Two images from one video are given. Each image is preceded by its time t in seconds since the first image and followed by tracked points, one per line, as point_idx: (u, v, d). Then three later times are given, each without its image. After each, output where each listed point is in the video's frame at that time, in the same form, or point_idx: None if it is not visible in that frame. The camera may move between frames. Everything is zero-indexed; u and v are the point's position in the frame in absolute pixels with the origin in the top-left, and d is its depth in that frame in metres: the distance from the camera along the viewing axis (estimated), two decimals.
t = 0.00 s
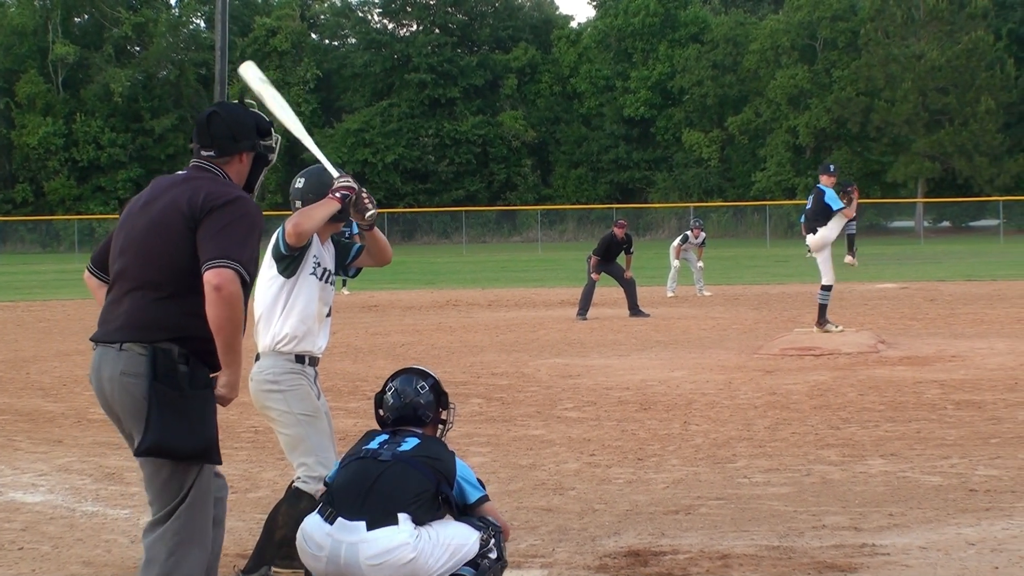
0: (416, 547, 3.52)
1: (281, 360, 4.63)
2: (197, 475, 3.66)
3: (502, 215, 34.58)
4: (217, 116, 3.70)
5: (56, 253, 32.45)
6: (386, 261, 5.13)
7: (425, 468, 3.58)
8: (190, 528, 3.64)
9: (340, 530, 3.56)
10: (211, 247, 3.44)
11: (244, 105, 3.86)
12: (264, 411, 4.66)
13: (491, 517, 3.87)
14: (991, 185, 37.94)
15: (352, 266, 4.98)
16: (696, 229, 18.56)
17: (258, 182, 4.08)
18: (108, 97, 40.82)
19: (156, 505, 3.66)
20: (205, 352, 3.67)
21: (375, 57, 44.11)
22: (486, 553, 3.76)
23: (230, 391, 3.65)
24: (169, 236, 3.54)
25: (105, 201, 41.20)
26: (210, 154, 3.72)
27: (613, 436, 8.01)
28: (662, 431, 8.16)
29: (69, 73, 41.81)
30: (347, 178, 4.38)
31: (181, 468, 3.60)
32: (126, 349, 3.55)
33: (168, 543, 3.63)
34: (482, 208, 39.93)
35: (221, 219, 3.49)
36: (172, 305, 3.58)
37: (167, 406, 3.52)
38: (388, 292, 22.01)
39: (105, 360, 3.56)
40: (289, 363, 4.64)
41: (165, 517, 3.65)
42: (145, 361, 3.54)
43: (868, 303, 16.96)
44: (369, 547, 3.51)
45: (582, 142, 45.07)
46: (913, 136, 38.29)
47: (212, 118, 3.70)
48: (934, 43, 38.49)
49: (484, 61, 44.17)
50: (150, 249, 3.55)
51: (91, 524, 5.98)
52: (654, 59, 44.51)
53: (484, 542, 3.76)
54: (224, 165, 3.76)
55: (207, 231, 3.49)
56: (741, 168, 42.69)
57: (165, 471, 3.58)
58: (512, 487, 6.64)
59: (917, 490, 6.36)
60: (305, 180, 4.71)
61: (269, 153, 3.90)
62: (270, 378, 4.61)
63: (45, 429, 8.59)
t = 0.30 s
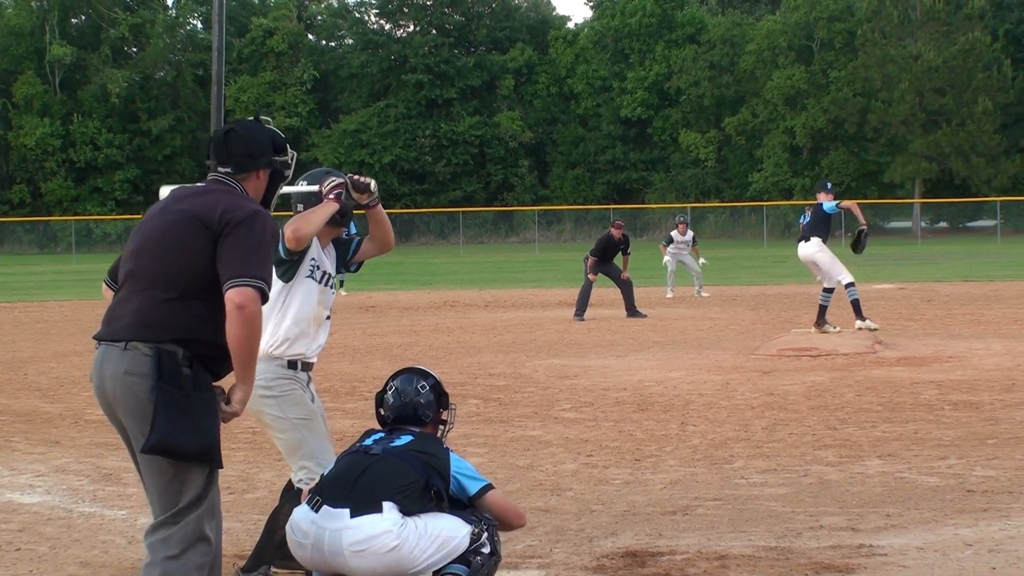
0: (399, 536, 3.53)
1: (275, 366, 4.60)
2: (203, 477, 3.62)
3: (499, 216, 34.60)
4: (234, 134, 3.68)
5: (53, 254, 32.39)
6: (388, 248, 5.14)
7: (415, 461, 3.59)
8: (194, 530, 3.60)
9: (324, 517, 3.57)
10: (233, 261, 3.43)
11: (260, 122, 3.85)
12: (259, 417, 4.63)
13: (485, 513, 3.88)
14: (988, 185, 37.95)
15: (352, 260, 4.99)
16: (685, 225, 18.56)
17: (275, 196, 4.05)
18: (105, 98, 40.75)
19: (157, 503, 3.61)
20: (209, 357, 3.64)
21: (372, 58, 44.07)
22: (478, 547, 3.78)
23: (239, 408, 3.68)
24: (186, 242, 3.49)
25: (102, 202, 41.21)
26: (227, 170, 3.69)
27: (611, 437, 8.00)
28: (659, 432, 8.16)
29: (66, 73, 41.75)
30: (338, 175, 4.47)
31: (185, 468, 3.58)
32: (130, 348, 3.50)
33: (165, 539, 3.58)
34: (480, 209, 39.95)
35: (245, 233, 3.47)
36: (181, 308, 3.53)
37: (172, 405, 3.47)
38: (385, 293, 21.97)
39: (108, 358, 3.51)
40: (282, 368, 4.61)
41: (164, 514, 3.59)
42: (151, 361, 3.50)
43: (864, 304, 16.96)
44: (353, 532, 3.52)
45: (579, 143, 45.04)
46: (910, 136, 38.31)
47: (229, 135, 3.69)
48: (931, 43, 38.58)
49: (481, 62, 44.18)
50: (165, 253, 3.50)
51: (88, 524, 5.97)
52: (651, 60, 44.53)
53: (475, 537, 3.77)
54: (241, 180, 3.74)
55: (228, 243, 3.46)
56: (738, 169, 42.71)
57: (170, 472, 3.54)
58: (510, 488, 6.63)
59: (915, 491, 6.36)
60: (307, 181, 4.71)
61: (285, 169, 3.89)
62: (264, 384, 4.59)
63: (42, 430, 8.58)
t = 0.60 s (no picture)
0: (380, 527, 3.64)
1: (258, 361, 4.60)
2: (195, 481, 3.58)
3: (500, 217, 34.62)
4: (261, 167, 3.68)
5: (55, 254, 32.44)
6: (386, 257, 5.13)
7: (402, 456, 3.71)
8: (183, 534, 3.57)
9: (308, 512, 3.72)
10: (267, 309, 3.47)
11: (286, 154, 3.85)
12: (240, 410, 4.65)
13: (485, 508, 3.96)
14: (990, 187, 37.90)
15: (350, 263, 5.02)
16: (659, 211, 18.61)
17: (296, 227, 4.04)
18: (107, 99, 40.75)
19: (144, 491, 3.57)
20: (210, 366, 3.54)
21: (373, 59, 44.03)
22: (475, 545, 3.87)
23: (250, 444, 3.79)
24: (221, 262, 3.47)
25: (104, 202, 41.30)
26: (254, 202, 3.69)
27: (612, 438, 8.00)
28: (661, 433, 8.15)
29: (69, 74, 41.78)
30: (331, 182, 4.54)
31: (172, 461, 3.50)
32: (131, 339, 3.46)
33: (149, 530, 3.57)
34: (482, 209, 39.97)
35: (282, 287, 3.51)
36: (193, 314, 3.47)
37: (159, 399, 3.42)
38: (387, 293, 21.95)
39: (110, 346, 3.48)
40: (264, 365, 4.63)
41: (153, 512, 3.58)
42: (145, 355, 3.44)
43: (866, 305, 16.93)
44: (333, 525, 3.65)
45: (581, 144, 45.03)
46: (912, 137, 38.28)
47: (256, 168, 3.69)
48: (933, 44, 38.59)
49: (483, 63, 44.18)
50: (196, 263, 3.47)
51: (91, 525, 5.98)
52: (653, 61, 44.51)
53: (470, 533, 3.86)
54: (266, 214, 3.73)
55: (263, 286, 3.48)
56: (740, 170, 42.72)
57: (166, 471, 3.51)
58: (511, 489, 6.63)
59: (916, 492, 6.35)
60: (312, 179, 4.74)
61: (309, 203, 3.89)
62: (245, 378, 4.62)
63: (45, 430, 8.59)
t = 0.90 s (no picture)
0: (360, 511, 3.64)
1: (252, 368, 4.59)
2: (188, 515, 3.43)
3: (499, 218, 34.70)
4: (267, 217, 3.58)
5: (54, 255, 32.45)
6: (381, 265, 5.12)
7: (390, 446, 3.74)
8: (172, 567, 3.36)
9: (292, 495, 3.74)
10: (274, 360, 3.39)
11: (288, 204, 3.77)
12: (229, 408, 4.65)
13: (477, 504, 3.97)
14: (990, 187, 37.88)
15: (346, 265, 5.01)
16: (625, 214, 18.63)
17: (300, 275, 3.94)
18: (106, 100, 40.74)
19: (129, 523, 3.36)
20: (210, 409, 3.45)
21: (373, 60, 44.01)
22: (463, 542, 3.86)
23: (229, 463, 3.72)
24: (233, 306, 3.37)
25: (104, 204, 41.33)
26: (257, 250, 3.58)
27: (611, 439, 8.00)
28: (660, 433, 8.16)
29: (68, 75, 41.79)
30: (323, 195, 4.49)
31: (171, 494, 3.37)
32: (132, 373, 3.34)
33: (138, 549, 3.33)
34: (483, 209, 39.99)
35: (288, 339, 3.44)
36: (197, 355, 3.37)
37: (163, 431, 3.30)
38: (387, 294, 21.98)
39: (107, 380, 3.35)
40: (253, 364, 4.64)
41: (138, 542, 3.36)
42: (148, 389, 3.33)
43: (865, 305, 16.95)
44: (315, 507, 3.66)
45: (580, 145, 45.05)
46: (911, 138, 38.26)
47: (262, 217, 3.58)
48: (932, 44, 38.58)
49: (482, 64, 44.16)
50: (204, 306, 3.37)
51: (89, 527, 5.97)
52: (652, 61, 44.48)
53: (455, 529, 3.85)
54: (270, 263, 3.63)
55: (274, 334, 3.40)
56: (739, 171, 42.76)
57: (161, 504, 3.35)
58: (510, 490, 6.64)
59: (915, 492, 6.35)
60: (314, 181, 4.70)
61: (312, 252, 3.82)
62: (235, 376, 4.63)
63: (44, 432, 8.59)
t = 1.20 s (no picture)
0: (369, 541, 3.54)
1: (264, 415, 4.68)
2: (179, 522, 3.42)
3: (494, 218, 34.80)
4: (257, 230, 3.60)
5: (48, 256, 32.40)
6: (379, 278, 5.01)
7: (379, 463, 3.60)
8: None
9: (294, 530, 3.60)
10: (266, 371, 3.40)
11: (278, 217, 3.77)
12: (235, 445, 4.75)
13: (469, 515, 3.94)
14: (984, 188, 37.93)
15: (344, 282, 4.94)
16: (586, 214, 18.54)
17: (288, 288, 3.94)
18: (100, 100, 40.70)
19: (121, 531, 3.35)
20: (201, 418, 3.44)
21: (368, 60, 44.01)
22: (462, 550, 3.83)
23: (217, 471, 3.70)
24: (227, 316, 3.37)
25: (98, 204, 41.26)
26: (248, 263, 3.58)
27: (605, 439, 8.00)
28: (654, 434, 8.16)
29: (62, 76, 41.72)
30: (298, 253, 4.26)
31: (163, 504, 3.36)
32: (121, 381, 3.30)
33: (129, 558, 3.34)
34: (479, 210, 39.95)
35: (279, 350, 3.44)
36: (189, 364, 3.35)
37: (156, 441, 3.28)
38: (382, 295, 21.99)
39: (97, 387, 3.31)
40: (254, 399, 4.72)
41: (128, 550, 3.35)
42: (140, 398, 3.30)
43: (860, 305, 16.98)
44: (322, 542, 3.53)
45: (575, 145, 45.06)
46: (906, 139, 38.32)
47: (253, 230, 3.60)
48: (927, 45, 38.64)
49: (477, 64, 44.12)
50: (200, 317, 3.36)
51: (84, 527, 5.95)
52: (647, 62, 44.46)
53: (457, 541, 3.84)
54: (259, 275, 3.63)
55: (266, 346, 3.40)
56: (734, 172, 42.85)
57: (150, 512, 3.34)
58: (504, 491, 6.63)
59: (909, 493, 6.36)
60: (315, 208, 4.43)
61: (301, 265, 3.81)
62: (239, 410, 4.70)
63: (37, 433, 8.56)
